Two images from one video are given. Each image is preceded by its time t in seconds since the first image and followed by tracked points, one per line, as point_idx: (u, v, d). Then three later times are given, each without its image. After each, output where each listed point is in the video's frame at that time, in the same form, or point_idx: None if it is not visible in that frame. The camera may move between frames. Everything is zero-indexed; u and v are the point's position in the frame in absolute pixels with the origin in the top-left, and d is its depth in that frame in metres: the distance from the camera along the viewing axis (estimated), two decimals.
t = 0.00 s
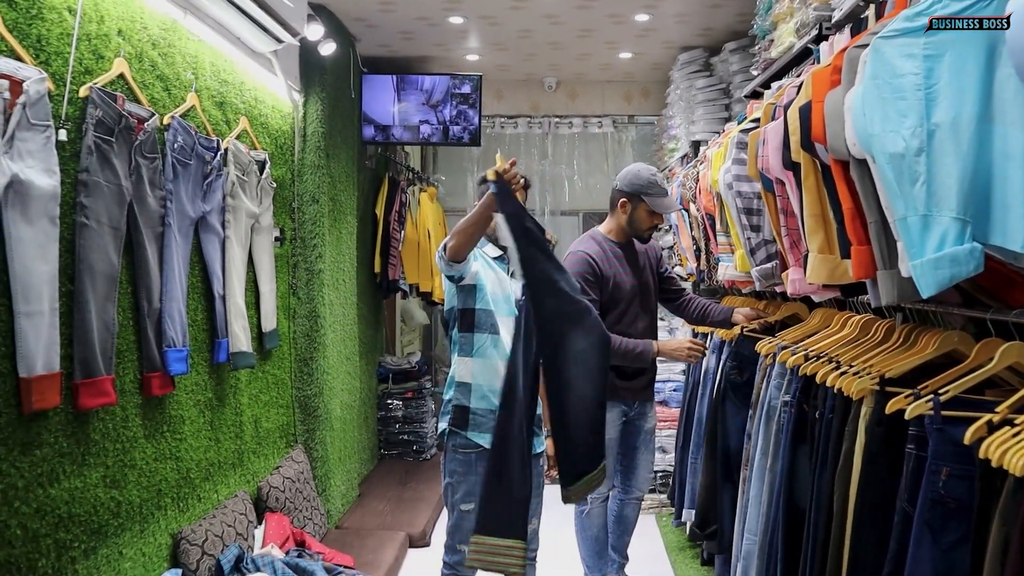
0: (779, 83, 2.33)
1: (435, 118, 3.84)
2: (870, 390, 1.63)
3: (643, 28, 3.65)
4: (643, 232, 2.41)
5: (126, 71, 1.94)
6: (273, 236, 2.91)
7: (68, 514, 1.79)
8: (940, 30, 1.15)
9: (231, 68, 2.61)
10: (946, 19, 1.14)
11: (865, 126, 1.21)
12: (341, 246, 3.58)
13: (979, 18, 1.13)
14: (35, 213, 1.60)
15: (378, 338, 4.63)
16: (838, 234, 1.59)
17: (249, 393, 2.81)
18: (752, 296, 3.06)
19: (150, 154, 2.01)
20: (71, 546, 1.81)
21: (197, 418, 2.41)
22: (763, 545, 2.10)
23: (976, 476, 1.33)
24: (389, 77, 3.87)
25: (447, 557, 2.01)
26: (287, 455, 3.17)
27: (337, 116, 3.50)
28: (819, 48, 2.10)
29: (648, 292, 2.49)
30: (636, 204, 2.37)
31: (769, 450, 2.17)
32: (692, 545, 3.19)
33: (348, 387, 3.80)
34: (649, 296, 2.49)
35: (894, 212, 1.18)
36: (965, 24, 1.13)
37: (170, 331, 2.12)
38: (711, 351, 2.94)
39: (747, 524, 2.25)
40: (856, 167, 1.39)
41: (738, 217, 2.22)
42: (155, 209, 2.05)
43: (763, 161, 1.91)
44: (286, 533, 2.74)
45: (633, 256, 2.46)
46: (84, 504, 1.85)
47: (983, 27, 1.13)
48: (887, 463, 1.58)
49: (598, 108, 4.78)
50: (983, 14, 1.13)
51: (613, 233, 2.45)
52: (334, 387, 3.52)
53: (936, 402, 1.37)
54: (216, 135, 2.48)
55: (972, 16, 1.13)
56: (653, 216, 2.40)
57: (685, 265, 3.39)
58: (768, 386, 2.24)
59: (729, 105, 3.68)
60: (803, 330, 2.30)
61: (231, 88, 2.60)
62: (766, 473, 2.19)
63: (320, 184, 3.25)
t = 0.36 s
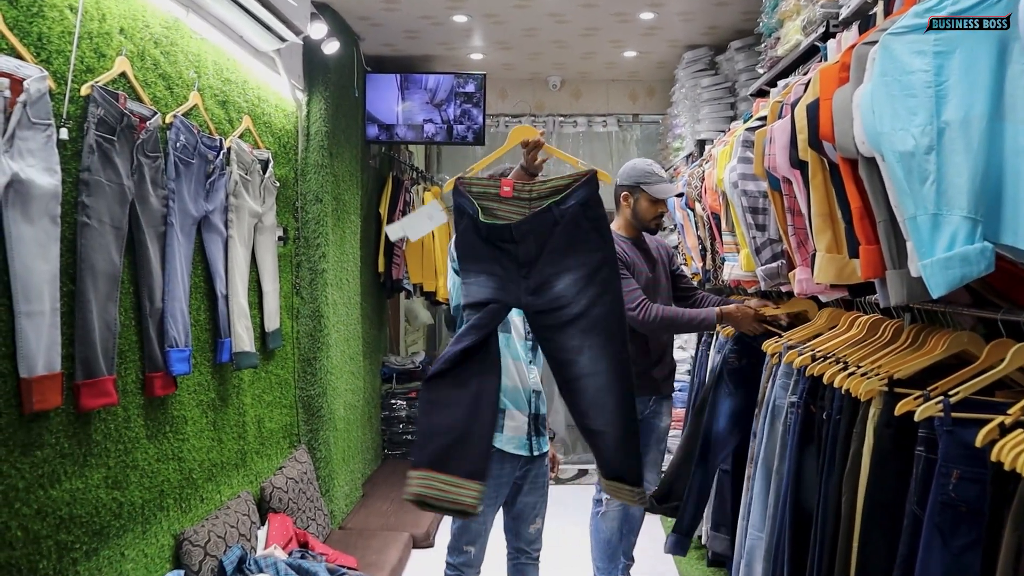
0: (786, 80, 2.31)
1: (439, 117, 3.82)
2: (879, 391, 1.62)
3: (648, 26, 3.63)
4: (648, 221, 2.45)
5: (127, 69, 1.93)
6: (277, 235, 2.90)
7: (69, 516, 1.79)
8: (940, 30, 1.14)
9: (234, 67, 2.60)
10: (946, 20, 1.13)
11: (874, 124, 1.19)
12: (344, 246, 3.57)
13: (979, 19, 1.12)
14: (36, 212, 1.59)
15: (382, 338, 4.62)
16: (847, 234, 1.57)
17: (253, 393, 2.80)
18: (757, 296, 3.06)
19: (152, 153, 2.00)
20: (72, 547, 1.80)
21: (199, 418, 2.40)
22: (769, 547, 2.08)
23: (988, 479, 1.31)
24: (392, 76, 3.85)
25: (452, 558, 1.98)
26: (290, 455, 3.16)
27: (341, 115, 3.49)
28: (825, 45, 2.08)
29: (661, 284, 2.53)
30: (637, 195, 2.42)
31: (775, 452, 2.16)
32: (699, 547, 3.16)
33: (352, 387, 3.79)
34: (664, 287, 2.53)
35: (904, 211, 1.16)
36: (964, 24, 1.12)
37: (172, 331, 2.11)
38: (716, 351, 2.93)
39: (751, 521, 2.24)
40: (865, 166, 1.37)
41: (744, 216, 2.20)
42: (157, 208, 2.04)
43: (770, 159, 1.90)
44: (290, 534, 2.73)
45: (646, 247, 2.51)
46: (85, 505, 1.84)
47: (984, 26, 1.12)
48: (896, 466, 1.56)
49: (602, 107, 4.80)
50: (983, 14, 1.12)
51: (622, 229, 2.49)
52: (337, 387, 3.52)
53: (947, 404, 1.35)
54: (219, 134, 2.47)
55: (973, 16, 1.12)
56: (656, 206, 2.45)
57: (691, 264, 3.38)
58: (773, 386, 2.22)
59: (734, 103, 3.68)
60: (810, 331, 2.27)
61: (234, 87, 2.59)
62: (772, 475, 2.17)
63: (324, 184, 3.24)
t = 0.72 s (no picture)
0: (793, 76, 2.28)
1: (442, 115, 3.79)
2: (891, 391, 1.58)
3: (653, 22, 3.59)
4: (652, 219, 2.48)
5: (127, 64, 1.90)
6: (279, 233, 2.87)
7: (68, 516, 1.77)
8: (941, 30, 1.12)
9: (236, 64, 2.58)
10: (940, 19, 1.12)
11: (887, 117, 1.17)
12: (347, 244, 3.54)
13: (980, 19, 1.09)
14: (33, 209, 1.56)
15: (385, 337, 4.60)
16: (858, 230, 1.53)
17: (254, 393, 2.78)
18: (765, 294, 3.03)
19: (152, 150, 1.98)
20: (71, 548, 1.78)
21: (200, 417, 2.38)
22: (776, 549, 2.05)
23: (1004, 481, 1.28)
24: (396, 73, 3.82)
25: (456, 560, 1.95)
26: (292, 455, 3.14)
27: (343, 112, 3.47)
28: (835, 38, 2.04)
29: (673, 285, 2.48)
30: (640, 193, 2.47)
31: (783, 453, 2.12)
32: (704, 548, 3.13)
33: (355, 386, 3.77)
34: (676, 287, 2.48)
35: (918, 206, 1.13)
36: (964, 24, 1.10)
37: (172, 330, 2.09)
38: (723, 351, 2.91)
39: (757, 523, 2.20)
40: (878, 161, 1.34)
41: (751, 213, 2.16)
42: (157, 205, 2.02)
43: (778, 154, 1.86)
44: (292, 535, 2.71)
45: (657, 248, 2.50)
46: (84, 505, 1.82)
47: (983, 27, 1.09)
48: (908, 468, 1.52)
49: (607, 104, 4.77)
50: (984, 15, 1.09)
51: (632, 229, 2.51)
52: (340, 386, 3.49)
53: (961, 404, 1.32)
54: (220, 130, 2.45)
55: (973, 15, 1.09)
56: (660, 204, 2.47)
57: (696, 262, 3.35)
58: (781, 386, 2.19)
59: (740, 100, 3.65)
60: (819, 330, 2.24)
61: (236, 83, 2.57)
62: (780, 477, 2.13)
63: (327, 181, 3.21)
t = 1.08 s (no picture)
0: (802, 72, 2.24)
1: (446, 113, 3.77)
2: (903, 393, 1.54)
3: (658, 20, 3.56)
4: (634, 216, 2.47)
5: (127, 62, 1.88)
6: (281, 232, 2.85)
7: (68, 519, 1.75)
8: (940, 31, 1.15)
9: (238, 61, 2.56)
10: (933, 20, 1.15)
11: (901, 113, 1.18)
12: (351, 243, 3.52)
13: (978, 19, 1.11)
14: (32, 207, 1.54)
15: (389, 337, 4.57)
16: (870, 229, 1.49)
17: (257, 393, 2.76)
18: (772, 294, 2.99)
19: (153, 148, 1.95)
20: (70, 551, 1.76)
21: (202, 418, 2.35)
22: (785, 552, 2.02)
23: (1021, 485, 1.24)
24: (399, 71, 3.79)
25: (461, 563, 1.93)
26: (295, 456, 3.12)
27: (347, 110, 3.44)
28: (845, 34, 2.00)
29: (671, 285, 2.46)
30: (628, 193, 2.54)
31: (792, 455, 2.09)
32: (711, 549, 3.10)
33: (358, 386, 3.74)
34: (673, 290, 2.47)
35: (932, 204, 1.15)
36: (964, 24, 1.12)
37: (173, 330, 2.07)
38: (730, 350, 2.88)
39: (767, 527, 2.16)
40: (891, 158, 1.31)
41: (759, 211, 2.13)
42: (158, 203, 2.00)
43: (788, 152, 1.83)
44: (295, 536, 2.69)
45: (657, 249, 2.50)
46: (84, 508, 1.80)
47: (982, 27, 1.11)
48: (922, 472, 1.49)
49: (612, 102, 4.74)
50: (981, 15, 1.11)
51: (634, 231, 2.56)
52: (344, 386, 3.47)
53: (977, 406, 1.28)
54: (222, 128, 2.43)
55: (972, 15, 1.12)
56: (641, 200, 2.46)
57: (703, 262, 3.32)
58: (790, 387, 2.16)
59: (746, 98, 3.62)
60: (829, 329, 2.21)
61: (238, 81, 2.54)
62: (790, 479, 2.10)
63: (330, 180, 3.19)
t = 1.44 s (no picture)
0: (814, 72, 2.22)
1: (453, 113, 3.76)
2: (918, 394, 1.51)
3: (666, 19, 3.54)
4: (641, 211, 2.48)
5: (136, 61, 1.87)
6: (289, 233, 2.84)
7: (77, 520, 1.74)
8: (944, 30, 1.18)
9: (246, 61, 2.55)
10: (936, 19, 1.20)
11: (918, 113, 1.18)
12: (358, 243, 3.51)
13: (980, 19, 1.15)
14: (41, 207, 1.53)
15: (395, 337, 4.56)
16: (886, 229, 1.47)
17: (265, 394, 2.75)
18: (782, 295, 2.97)
19: (162, 147, 1.95)
20: (80, 553, 1.76)
21: (210, 419, 2.35)
22: (796, 555, 2.00)
23: None
24: (406, 71, 3.78)
25: (468, 565, 1.90)
26: (302, 457, 3.11)
27: (354, 110, 3.43)
28: (858, 32, 1.98)
29: (677, 285, 2.43)
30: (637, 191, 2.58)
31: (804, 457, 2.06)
32: (719, 552, 3.08)
33: (365, 386, 3.73)
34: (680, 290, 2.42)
35: (951, 205, 1.16)
36: (964, 24, 1.16)
37: (182, 330, 2.06)
38: (739, 351, 2.86)
39: (778, 529, 2.14)
40: (908, 157, 1.29)
41: (771, 211, 2.11)
42: (166, 203, 1.99)
43: (801, 152, 1.81)
44: (302, 538, 2.67)
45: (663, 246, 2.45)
46: (93, 509, 1.79)
47: (983, 27, 1.14)
48: (939, 475, 1.46)
49: (619, 101, 4.72)
50: (984, 15, 1.15)
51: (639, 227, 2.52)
52: (351, 387, 3.46)
53: (997, 408, 1.25)
54: (230, 128, 2.42)
55: (976, 16, 1.15)
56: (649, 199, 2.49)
57: (711, 262, 3.30)
58: (801, 388, 2.13)
59: (755, 98, 3.60)
60: (841, 330, 2.18)
61: (246, 80, 2.54)
62: (802, 481, 2.08)
63: (337, 180, 3.19)
